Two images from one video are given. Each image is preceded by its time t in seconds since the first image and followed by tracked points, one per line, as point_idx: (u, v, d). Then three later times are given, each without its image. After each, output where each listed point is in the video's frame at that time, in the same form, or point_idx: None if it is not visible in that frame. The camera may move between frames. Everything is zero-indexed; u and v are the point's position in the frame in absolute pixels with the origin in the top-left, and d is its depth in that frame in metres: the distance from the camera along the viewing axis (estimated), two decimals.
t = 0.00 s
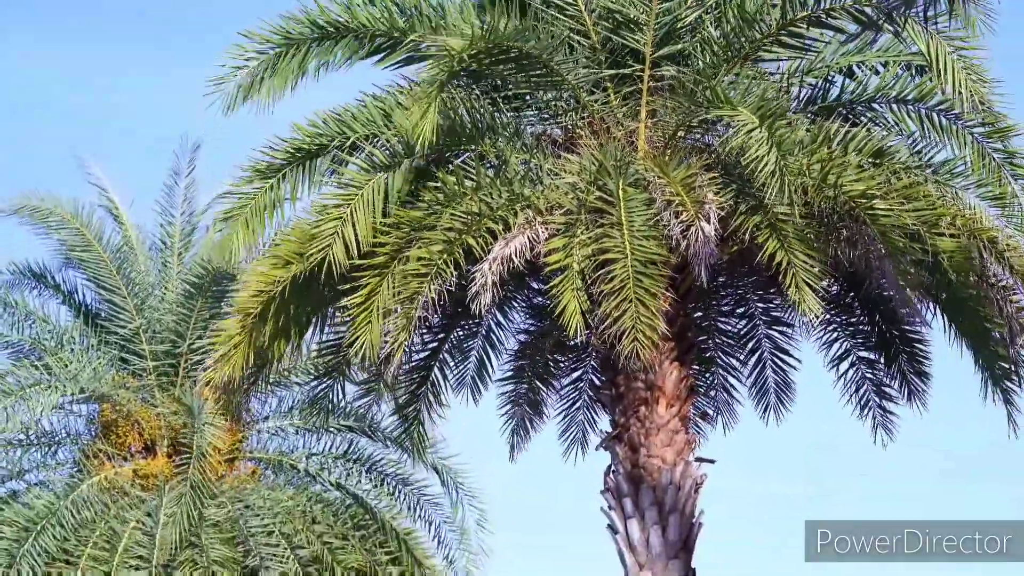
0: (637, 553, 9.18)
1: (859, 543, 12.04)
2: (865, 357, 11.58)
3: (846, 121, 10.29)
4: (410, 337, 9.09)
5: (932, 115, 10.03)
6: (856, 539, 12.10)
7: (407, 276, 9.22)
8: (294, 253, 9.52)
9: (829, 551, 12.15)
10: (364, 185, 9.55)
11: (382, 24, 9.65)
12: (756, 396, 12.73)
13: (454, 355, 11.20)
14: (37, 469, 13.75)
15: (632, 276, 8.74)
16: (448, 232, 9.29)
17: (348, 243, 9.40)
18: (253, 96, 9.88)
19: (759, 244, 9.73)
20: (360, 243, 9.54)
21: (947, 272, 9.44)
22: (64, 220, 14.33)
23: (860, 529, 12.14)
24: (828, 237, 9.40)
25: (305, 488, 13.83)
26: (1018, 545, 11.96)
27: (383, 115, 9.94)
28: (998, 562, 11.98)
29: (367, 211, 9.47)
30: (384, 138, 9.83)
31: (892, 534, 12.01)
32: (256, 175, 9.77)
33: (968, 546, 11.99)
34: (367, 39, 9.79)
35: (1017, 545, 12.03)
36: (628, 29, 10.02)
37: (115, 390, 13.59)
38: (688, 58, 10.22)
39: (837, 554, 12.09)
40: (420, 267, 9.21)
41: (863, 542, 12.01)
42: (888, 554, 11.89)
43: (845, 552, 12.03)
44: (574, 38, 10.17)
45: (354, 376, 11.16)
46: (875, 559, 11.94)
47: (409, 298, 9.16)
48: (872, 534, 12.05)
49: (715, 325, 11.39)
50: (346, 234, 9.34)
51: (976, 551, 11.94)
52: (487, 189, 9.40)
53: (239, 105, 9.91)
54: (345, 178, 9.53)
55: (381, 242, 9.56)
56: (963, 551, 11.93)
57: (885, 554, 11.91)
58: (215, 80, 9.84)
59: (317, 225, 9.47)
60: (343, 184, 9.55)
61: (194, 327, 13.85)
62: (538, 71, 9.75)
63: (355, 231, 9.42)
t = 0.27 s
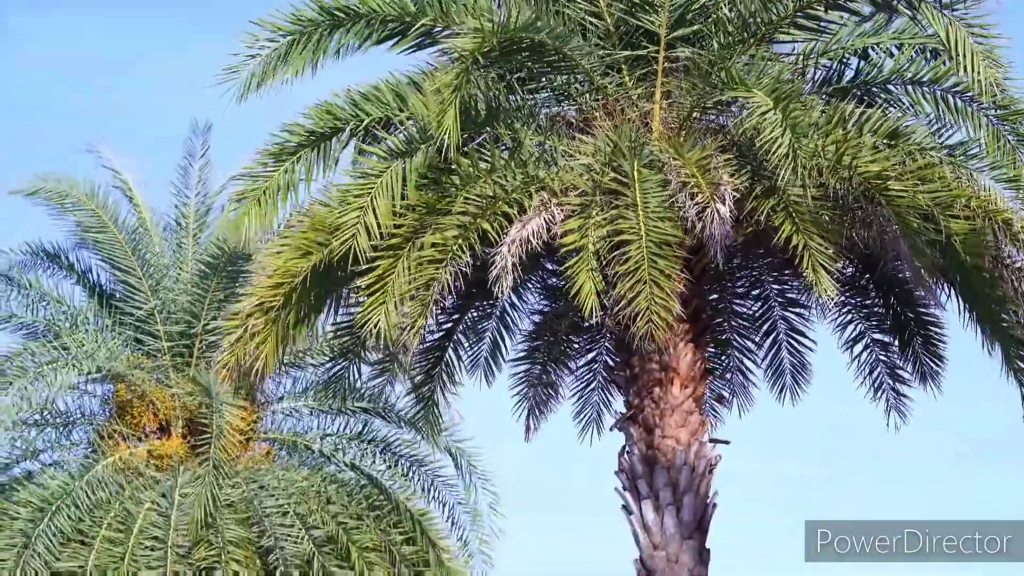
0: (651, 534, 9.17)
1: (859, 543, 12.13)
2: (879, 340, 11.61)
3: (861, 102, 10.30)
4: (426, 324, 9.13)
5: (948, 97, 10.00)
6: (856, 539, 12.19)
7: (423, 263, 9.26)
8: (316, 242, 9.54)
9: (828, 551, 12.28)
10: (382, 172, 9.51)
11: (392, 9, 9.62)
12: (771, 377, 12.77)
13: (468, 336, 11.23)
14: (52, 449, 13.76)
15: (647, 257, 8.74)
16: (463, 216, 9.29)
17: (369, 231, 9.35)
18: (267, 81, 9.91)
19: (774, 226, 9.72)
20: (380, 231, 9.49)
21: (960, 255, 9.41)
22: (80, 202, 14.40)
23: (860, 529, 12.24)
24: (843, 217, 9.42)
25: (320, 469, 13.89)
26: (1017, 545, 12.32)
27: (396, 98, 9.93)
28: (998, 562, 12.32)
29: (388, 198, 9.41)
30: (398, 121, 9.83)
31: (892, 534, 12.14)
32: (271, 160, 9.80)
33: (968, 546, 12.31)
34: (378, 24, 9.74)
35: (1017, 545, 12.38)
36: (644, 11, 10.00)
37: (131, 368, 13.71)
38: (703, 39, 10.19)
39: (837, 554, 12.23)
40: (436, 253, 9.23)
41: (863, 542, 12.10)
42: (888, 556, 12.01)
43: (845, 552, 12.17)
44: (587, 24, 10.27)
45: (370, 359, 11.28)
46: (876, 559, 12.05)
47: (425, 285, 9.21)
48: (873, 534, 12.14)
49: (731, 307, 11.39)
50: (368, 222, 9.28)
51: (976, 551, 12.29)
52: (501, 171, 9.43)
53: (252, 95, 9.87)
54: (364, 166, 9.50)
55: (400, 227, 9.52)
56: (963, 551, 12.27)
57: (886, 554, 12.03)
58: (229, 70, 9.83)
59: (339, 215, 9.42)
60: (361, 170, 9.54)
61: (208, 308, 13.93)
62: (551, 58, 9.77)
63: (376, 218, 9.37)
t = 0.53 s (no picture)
0: (661, 518, 9.21)
1: (859, 543, 12.23)
2: (889, 324, 11.62)
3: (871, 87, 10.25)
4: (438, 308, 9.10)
5: (957, 82, 9.97)
6: (856, 540, 12.27)
7: (434, 248, 9.28)
8: (327, 227, 9.52)
9: (828, 551, 12.39)
10: (393, 158, 9.53)
11: None
12: (782, 360, 12.79)
13: (478, 322, 11.25)
14: (62, 433, 13.81)
15: (655, 242, 8.71)
16: (473, 202, 9.30)
17: (380, 219, 9.40)
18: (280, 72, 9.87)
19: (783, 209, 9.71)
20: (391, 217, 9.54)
21: (968, 240, 9.38)
22: (88, 188, 14.32)
23: (860, 529, 12.33)
24: (852, 202, 9.44)
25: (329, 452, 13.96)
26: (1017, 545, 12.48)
27: (406, 85, 9.93)
28: (997, 561, 12.51)
29: (398, 182, 9.45)
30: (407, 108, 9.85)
31: (892, 534, 12.24)
32: (282, 149, 9.82)
33: (968, 546, 12.41)
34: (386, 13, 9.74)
35: (1017, 545, 12.53)
36: None
37: (141, 352, 13.75)
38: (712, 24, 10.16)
39: (837, 553, 12.35)
40: (447, 238, 9.22)
41: (863, 542, 12.19)
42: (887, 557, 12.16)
43: (845, 552, 12.28)
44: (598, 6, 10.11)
45: (379, 343, 11.30)
46: (875, 559, 12.17)
47: (437, 270, 9.18)
48: (873, 534, 12.23)
49: (740, 291, 11.43)
50: (379, 209, 9.33)
51: (976, 551, 12.42)
52: (511, 156, 9.45)
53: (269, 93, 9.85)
54: (375, 152, 9.51)
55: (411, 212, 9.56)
56: (963, 551, 12.39)
57: (885, 554, 12.15)
58: (244, 71, 9.84)
59: (350, 202, 9.43)
60: (372, 156, 9.54)
61: (220, 291, 13.92)
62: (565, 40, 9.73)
63: (387, 203, 9.40)
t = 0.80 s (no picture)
0: (665, 478, 9.25)
1: (859, 544, 11.67)
2: (893, 282, 11.66)
3: (873, 47, 10.21)
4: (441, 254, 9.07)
5: (960, 42, 9.94)
6: (855, 541, 11.94)
7: (437, 196, 9.20)
8: (328, 184, 9.53)
9: (827, 548, 12.51)
10: (395, 115, 9.53)
11: None
12: (785, 320, 12.85)
13: (482, 284, 11.30)
14: (67, 397, 13.88)
15: (658, 202, 8.71)
16: (477, 155, 9.30)
17: (382, 172, 9.38)
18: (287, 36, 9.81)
19: (784, 168, 9.67)
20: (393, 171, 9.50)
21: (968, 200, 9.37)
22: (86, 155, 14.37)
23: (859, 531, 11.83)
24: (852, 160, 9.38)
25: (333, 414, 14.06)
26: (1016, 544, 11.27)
27: (409, 51, 9.87)
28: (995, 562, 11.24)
29: (401, 138, 9.46)
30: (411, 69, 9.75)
31: (892, 533, 11.54)
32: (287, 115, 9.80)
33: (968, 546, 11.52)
34: None
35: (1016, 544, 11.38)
36: None
37: (144, 316, 13.70)
38: None
39: (835, 551, 12.29)
40: (451, 188, 9.21)
41: (863, 542, 11.56)
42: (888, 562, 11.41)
43: (844, 554, 12.05)
44: None
45: (384, 303, 11.28)
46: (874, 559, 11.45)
47: (439, 216, 9.17)
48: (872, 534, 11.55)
49: (744, 250, 11.48)
50: (382, 162, 9.31)
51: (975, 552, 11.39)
52: (515, 115, 9.45)
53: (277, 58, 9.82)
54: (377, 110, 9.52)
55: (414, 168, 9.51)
56: (961, 550, 11.46)
57: (885, 554, 11.41)
58: (252, 37, 9.82)
59: (350, 156, 9.41)
60: (373, 113, 9.54)
61: (223, 256, 13.98)
62: None
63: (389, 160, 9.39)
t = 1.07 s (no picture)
0: (670, 464, 9.23)
1: (859, 543, 9.81)
2: (897, 270, 11.68)
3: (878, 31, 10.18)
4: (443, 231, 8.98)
5: (965, 25, 9.90)
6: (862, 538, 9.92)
7: (441, 176, 9.19)
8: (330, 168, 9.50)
9: (829, 554, 10.07)
10: (401, 92, 9.53)
11: None
12: (792, 307, 12.86)
13: (489, 270, 11.31)
14: (73, 383, 13.93)
15: (662, 186, 8.71)
16: (482, 137, 9.29)
17: (386, 150, 9.42)
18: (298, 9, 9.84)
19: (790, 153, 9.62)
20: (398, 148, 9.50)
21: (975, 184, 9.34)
22: (89, 141, 14.37)
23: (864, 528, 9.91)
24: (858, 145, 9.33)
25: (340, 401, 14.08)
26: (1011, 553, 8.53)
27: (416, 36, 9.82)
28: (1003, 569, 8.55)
29: (407, 116, 9.47)
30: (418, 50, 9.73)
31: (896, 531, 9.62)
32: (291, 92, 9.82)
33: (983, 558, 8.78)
34: None
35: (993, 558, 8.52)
36: None
37: (149, 302, 13.76)
38: None
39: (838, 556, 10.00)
40: (454, 169, 9.19)
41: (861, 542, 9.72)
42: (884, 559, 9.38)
43: (845, 553, 9.91)
44: None
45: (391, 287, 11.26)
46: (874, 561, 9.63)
47: (443, 197, 9.12)
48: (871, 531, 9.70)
49: (751, 236, 11.48)
50: (385, 140, 9.36)
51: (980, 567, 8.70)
52: (521, 98, 9.40)
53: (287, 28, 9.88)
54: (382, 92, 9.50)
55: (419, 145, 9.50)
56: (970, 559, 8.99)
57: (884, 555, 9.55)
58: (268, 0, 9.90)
59: (354, 132, 9.48)
60: (378, 93, 9.56)
61: (229, 241, 13.93)
62: None
63: (393, 139, 9.43)
